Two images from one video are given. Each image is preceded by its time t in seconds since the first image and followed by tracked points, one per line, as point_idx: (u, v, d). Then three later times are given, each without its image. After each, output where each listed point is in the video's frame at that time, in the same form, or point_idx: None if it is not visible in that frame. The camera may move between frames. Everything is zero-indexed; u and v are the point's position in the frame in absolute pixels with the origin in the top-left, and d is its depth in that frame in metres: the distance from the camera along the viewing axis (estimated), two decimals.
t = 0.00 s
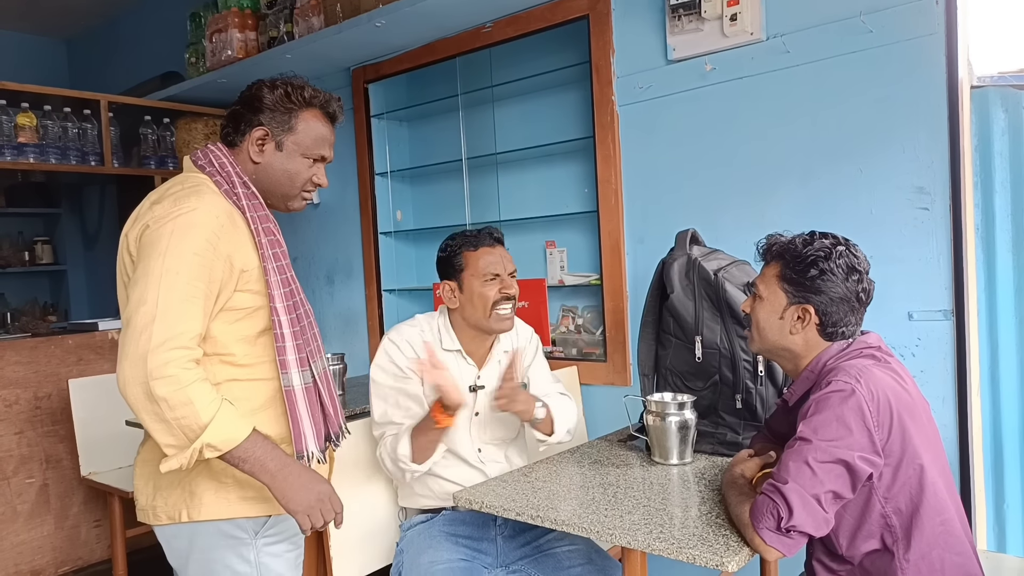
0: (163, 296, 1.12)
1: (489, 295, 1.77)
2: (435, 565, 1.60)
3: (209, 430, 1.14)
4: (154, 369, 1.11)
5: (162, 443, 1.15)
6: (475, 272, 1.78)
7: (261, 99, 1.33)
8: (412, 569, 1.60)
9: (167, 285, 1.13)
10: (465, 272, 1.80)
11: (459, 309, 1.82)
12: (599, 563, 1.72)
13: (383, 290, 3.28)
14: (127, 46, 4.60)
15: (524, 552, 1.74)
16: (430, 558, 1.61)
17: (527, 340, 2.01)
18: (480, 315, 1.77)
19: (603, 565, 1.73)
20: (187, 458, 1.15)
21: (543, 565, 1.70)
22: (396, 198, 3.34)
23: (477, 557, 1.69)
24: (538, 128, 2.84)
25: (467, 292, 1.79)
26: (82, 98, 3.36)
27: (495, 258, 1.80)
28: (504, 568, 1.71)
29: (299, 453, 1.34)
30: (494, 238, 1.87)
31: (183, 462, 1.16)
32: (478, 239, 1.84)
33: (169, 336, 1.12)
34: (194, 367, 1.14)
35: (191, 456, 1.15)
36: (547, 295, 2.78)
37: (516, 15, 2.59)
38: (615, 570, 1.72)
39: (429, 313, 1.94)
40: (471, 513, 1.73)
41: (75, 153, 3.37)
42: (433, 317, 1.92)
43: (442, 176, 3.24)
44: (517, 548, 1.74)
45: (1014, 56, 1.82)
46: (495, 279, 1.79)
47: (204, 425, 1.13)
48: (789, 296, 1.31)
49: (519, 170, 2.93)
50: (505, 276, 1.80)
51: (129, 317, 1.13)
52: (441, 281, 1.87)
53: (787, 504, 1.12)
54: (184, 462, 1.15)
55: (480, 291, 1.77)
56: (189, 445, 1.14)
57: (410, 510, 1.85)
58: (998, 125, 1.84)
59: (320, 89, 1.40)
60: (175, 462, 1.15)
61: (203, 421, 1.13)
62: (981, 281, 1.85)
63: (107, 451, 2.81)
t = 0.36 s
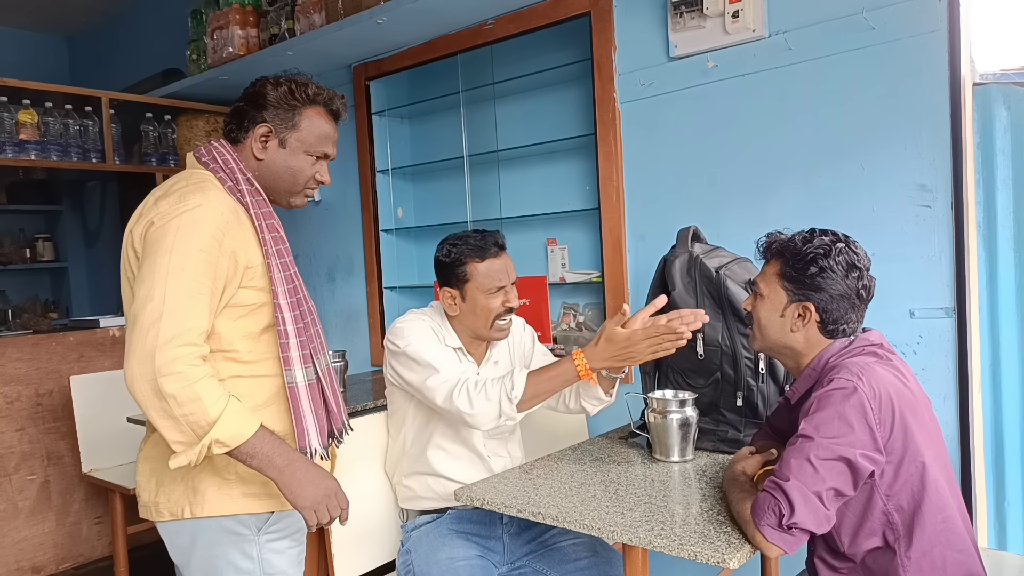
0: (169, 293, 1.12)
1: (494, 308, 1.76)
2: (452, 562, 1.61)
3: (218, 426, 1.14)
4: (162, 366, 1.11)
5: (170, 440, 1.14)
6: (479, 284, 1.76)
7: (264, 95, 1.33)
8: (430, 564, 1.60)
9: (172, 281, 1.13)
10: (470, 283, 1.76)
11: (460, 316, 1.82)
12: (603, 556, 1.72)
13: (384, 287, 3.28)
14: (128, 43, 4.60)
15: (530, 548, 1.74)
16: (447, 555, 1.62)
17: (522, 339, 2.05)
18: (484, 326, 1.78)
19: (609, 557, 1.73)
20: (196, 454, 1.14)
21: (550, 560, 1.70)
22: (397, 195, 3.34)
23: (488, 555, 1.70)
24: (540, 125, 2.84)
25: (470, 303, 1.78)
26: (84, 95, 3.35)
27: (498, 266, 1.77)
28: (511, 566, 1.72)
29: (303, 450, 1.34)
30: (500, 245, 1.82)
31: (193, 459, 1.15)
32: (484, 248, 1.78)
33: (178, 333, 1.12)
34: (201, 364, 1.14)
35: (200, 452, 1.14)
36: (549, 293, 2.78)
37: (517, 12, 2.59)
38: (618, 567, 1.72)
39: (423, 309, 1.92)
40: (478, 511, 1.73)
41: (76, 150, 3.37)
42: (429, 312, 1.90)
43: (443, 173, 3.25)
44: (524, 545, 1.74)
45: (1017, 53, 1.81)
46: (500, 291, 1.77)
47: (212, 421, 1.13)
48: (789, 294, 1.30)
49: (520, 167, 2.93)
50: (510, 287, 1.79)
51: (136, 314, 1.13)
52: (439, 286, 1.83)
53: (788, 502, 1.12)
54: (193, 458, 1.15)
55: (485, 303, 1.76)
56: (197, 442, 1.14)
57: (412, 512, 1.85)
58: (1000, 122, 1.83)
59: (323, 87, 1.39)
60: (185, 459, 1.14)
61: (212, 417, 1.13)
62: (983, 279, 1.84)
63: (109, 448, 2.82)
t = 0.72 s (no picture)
0: (169, 291, 1.12)
1: (509, 312, 1.74)
2: (445, 560, 1.61)
3: (217, 425, 1.14)
4: (162, 364, 1.11)
5: (170, 438, 1.14)
6: (492, 288, 1.74)
7: (263, 94, 1.33)
8: (423, 563, 1.61)
9: (172, 279, 1.13)
10: (483, 287, 1.74)
11: (472, 322, 1.78)
12: (601, 557, 1.71)
13: (383, 285, 3.28)
14: (127, 41, 4.59)
15: (526, 546, 1.74)
16: (440, 553, 1.62)
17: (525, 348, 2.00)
18: (500, 330, 1.75)
19: (607, 557, 1.72)
20: (196, 453, 1.14)
21: (544, 558, 1.70)
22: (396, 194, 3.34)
23: (483, 553, 1.70)
24: (539, 123, 2.84)
25: (483, 308, 1.75)
26: (82, 93, 3.35)
27: (511, 270, 1.75)
28: (508, 565, 1.72)
29: (301, 448, 1.34)
30: (512, 249, 1.80)
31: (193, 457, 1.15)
32: (497, 251, 1.77)
33: (177, 332, 1.12)
34: (201, 362, 1.14)
35: (200, 451, 1.14)
36: (547, 291, 2.78)
37: (516, 10, 2.59)
38: (616, 566, 1.72)
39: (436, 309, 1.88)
40: (475, 511, 1.73)
41: (75, 149, 3.36)
42: (439, 312, 1.86)
43: (442, 171, 3.24)
44: (520, 544, 1.74)
45: (1015, 52, 1.81)
46: (514, 295, 1.76)
47: (213, 419, 1.13)
48: (787, 292, 1.30)
49: (519, 166, 2.93)
50: (523, 292, 1.78)
51: (135, 312, 1.12)
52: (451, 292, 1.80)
53: (786, 499, 1.12)
54: (193, 457, 1.15)
55: (499, 307, 1.74)
56: (198, 440, 1.14)
57: (412, 509, 1.85)
58: (998, 121, 1.83)
59: (323, 85, 1.39)
60: (186, 457, 1.14)
61: (212, 416, 1.13)
62: (980, 277, 1.85)
63: (107, 447, 2.81)
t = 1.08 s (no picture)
0: (168, 295, 1.12)
1: (511, 304, 1.74)
2: (448, 565, 1.61)
3: (216, 429, 1.14)
4: (160, 368, 1.11)
5: (168, 442, 1.14)
6: (494, 280, 1.73)
7: (263, 98, 1.33)
8: (425, 568, 1.61)
9: (171, 283, 1.13)
10: (484, 280, 1.73)
11: (474, 316, 1.77)
12: (599, 560, 1.71)
13: (382, 288, 3.28)
14: (125, 45, 4.60)
15: (528, 552, 1.75)
16: (443, 558, 1.62)
17: (529, 345, 1.99)
18: (501, 323, 1.74)
19: (606, 560, 1.72)
20: (195, 456, 1.14)
21: (546, 563, 1.70)
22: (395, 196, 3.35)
23: (486, 558, 1.70)
24: (537, 126, 2.84)
25: (485, 302, 1.74)
26: (80, 97, 3.35)
27: (513, 262, 1.76)
28: (509, 570, 1.72)
29: (298, 452, 1.34)
30: (511, 241, 1.81)
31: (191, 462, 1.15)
32: (498, 243, 1.77)
33: (175, 336, 1.12)
34: (199, 366, 1.14)
35: (198, 455, 1.14)
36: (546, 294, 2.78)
37: (514, 13, 2.59)
38: (614, 568, 1.72)
39: (433, 312, 1.87)
40: (477, 515, 1.74)
41: (73, 152, 3.36)
42: (438, 315, 1.85)
43: (440, 174, 3.25)
44: (522, 549, 1.75)
45: (1012, 53, 1.82)
46: (515, 287, 1.75)
47: (211, 422, 1.13)
48: (811, 287, 1.27)
49: (517, 168, 2.93)
50: (525, 285, 1.77)
51: (134, 316, 1.12)
52: (452, 286, 1.80)
53: (799, 508, 1.11)
54: (191, 461, 1.15)
55: (500, 300, 1.73)
56: (196, 445, 1.13)
57: (412, 512, 1.82)
58: (996, 123, 1.84)
59: (323, 90, 1.39)
60: (184, 461, 1.14)
61: (211, 419, 1.13)
62: (978, 279, 1.85)
63: (106, 450, 2.81)
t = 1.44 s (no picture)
0: (165, 294, 1.12)
1: (499, 303, 1.73)
2: (441, 562, 1.61)
3: (211, 429, 1.13)
4: (156, 368, 1.11)
5: (163, 442, 1.14)
6: (482, 280, 1.73)
7: (260, 96, 1.33)
8: (418, 565, 1.61)
9: (168, 282, 1.13)
10: (473, 279, 1.74)
11: (463, 315, 1.77)
12: (595, 559, 1.71)
13: (379, 287, 3.27)
14: (121, 43, 4.59)
15: (523, 549, 1.74)
16: (436, 556, 1.62)
17: (520, 344, 1.98)
18: (489, 323, 1.74)
19: (602, 559, 1.72)
20: (190, 456, 1.14)
21: (541, 561, 1.70)
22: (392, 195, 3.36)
23: (480, 556, 1.70)
24: (534, 124, 2.84)
25: (474, 301, 1.74)
26: (76, 95, 3.34)
27: (500, 261, 1.76)
28: (505, 568, 1.72)
29: (293, 452, 1.34)
30: (499, 240, 1.81)
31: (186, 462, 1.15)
32: (485, 242, 1.77)
33: (171, 335, 1.12)
34: (195, 366, 1.14)
35: (193, 455, 1.14)
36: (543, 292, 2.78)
37: (510, 12, 2.59)
38: (611, 567, 1.72)
39: (423, 312, 1.87)
40: (471, 513, 1.74)
41: (69, 151, 3.35)
42: (430, 314, 1.85)
43: (437, 172, 3.25)
44: (517, 547, 1.75)
45: (1009, 52, 1.82)
46: (503, 286, 1.75)
47: (206, 422, 1.13)
48: (812, 286, 1.27)
49: (514, 166, 2.93)
50: (513, 283, 1.77)
51: (130, 316, 1.12)
52: (442, 286, 1.80)
53: (796, 508, 1.11)
54: (186, 461, 1.15)
55: (489, 299, 1.73)
56: (191, 445, 1.13)
57: (407, 511, 1.81)
58: (992, 121, 1.84)
59: (319, 88, 1.39)
60: (179, 461, 1.14)
61: (206, 420, 1.13)
62: (974, 276, 1.86)
63: (103, 450, 2.81)
